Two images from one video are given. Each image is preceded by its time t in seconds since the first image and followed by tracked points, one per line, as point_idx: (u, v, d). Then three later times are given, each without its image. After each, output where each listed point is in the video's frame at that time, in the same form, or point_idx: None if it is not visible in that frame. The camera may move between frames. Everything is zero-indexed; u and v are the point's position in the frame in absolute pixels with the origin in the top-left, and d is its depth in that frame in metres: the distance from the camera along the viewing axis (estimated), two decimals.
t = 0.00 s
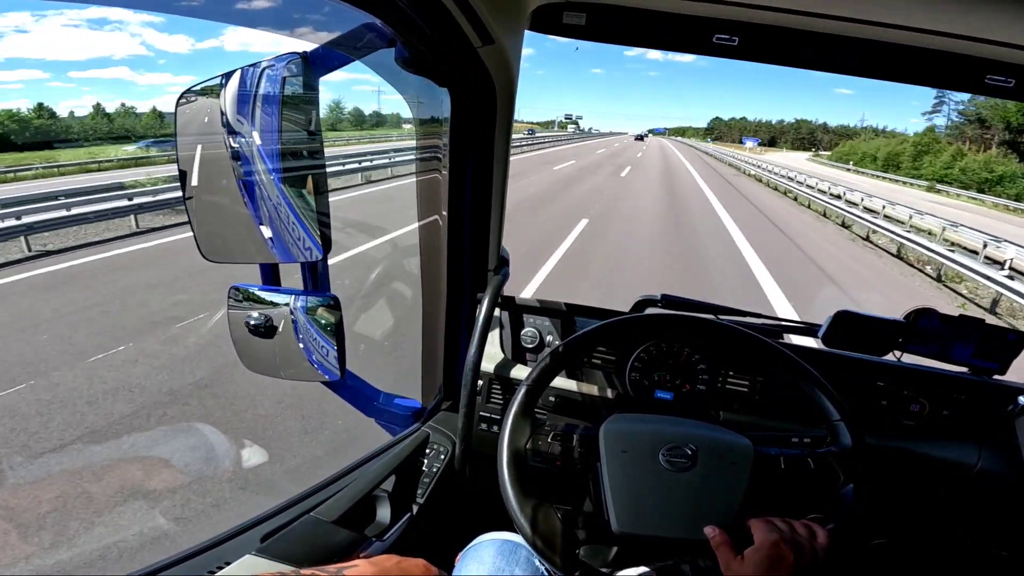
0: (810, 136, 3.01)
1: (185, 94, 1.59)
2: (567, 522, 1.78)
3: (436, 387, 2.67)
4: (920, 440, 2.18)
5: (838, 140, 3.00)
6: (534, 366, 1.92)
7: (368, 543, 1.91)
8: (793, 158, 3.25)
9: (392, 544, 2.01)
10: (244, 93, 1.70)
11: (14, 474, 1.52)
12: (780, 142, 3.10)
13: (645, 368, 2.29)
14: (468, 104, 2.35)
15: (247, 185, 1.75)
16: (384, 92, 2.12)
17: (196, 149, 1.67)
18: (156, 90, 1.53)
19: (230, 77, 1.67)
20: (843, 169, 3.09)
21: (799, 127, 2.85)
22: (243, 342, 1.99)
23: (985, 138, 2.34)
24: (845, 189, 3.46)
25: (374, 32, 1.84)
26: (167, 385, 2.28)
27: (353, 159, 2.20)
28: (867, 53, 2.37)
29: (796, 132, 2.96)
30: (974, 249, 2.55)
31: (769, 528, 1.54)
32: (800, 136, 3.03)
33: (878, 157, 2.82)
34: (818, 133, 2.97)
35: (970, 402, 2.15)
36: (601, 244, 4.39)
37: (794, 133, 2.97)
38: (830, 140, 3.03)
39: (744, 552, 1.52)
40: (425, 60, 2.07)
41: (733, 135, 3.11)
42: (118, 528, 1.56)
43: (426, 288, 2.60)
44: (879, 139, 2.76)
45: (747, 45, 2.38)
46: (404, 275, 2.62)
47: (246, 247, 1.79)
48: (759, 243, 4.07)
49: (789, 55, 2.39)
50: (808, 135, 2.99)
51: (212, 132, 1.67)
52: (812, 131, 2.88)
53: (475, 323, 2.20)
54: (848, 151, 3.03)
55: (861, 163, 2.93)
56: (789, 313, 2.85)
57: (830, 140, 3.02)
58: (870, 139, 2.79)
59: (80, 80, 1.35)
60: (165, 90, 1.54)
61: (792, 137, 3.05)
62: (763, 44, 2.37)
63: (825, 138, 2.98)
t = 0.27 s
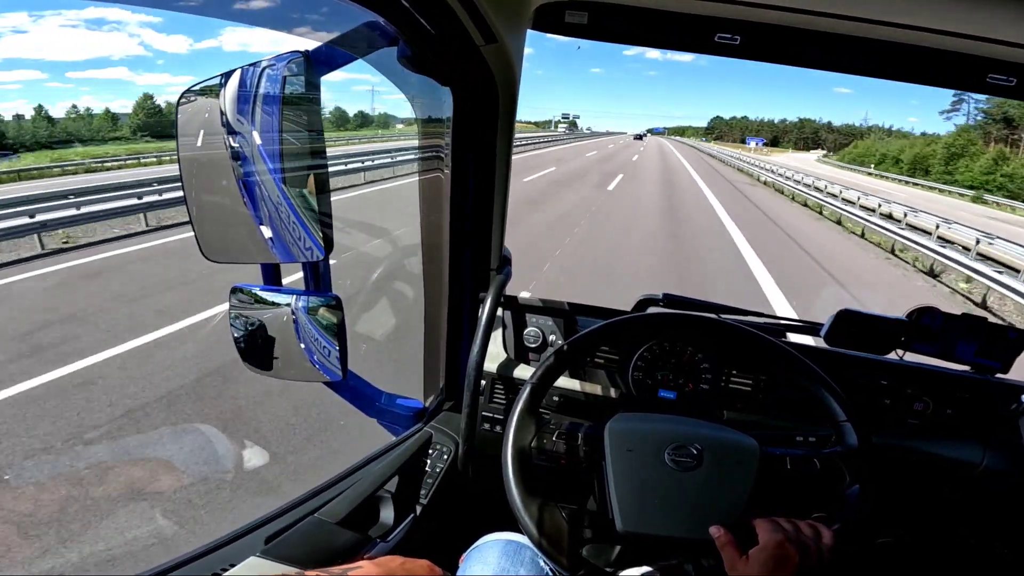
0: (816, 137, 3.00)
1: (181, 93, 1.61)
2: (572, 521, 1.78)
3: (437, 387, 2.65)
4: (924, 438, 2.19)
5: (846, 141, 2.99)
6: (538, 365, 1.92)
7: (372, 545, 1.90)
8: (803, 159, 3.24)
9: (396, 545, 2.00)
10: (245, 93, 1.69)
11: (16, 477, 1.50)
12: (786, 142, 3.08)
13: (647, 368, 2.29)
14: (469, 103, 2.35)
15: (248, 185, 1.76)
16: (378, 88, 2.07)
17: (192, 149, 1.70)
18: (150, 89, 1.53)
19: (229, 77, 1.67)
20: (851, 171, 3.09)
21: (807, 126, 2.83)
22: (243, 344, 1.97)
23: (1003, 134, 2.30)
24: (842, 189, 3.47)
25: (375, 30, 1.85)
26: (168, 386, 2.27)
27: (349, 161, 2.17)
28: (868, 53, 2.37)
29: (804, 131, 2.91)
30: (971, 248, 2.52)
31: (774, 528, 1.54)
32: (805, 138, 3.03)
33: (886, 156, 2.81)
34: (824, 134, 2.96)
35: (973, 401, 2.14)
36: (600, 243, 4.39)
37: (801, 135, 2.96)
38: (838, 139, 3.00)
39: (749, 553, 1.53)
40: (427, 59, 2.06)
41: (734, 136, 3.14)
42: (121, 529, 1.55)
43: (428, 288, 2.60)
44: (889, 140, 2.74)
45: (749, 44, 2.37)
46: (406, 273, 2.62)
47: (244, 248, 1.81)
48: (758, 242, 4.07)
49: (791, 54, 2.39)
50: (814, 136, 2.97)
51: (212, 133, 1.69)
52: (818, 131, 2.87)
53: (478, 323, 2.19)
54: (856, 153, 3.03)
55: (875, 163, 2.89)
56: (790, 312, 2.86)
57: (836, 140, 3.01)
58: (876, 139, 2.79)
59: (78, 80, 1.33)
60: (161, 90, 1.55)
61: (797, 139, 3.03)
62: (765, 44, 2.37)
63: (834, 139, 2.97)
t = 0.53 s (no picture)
0: (819, 139, 2.92)
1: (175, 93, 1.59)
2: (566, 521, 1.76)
3: (430, 386, 2.65)
4: (918, 437, 2.17)
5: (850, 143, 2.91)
6: (531, 364, 1.90)
7: (363, 545, 1.89)
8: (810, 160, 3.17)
9: (387, 545, 1.99)
10: (234, 92, 1.70)
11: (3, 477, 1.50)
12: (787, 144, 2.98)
13: (640, 367, 2.29)
14: (462, 101, 2.33)
15: (239, 185, 1.77)
16: (367, 87, 2.08)
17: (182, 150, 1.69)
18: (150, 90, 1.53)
19: (220, 76, 1.65)
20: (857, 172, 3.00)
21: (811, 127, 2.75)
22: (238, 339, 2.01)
23: None
24: (840, 187, 3.45)
25: (368, 28, 1.84)
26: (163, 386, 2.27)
27: (339, 161, 2.17)
28: (862, 52, 2.37)
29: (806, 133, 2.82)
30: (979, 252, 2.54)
31: (767, 528, 1.54)
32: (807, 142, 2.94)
33: (898, 157, 2.71)
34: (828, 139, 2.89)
35: (968, 399, 2.14)
36: (596, 242, 4.40)
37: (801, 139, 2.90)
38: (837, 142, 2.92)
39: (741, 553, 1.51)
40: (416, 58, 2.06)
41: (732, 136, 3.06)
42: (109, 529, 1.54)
43: (421, 288, 2.58)
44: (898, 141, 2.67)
45: (742, 42, 2.38)
46: (396, 273, 2.57)
47: (235, 248, 1.77)
48: (754, 242, 4.07)
49: (784, 53, 2.39)
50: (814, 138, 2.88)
51: (203, 132, 1.69)
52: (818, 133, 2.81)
53: (471, 322, 2.18)
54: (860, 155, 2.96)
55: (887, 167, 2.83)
56: (785, 310, 2.86)
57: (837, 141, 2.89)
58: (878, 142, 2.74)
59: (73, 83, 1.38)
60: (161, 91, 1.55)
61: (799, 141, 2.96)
62: (758, 43, 2.37)
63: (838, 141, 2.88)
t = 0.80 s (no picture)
0: (824, 139, 2.85)
1: (157, 94, 1.61)
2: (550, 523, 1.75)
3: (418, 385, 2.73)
4: (901, 436, 2.18)
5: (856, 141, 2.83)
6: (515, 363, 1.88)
7: (348, 545, 1.89)
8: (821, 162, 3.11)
9: (373, 545, 1.99)
10: (221, 92, 1.65)
11: None
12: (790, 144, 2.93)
13: (628, 365, 2.29)
14: (448, 100, 2.35)
15: (226, 187, 1.68)
16: (356, 88, 2.13)
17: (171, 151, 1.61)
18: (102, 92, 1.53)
19: (206, 76, 1.64)
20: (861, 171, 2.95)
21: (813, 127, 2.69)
22: (217, 345, 1.96)
23: None
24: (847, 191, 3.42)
25: (350, 31, 1.91)
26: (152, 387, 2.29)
27: (326, 164, 2.16)
28: (849, 49, 2.37)
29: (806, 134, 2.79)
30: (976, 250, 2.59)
31: (748, 527, 1.54)
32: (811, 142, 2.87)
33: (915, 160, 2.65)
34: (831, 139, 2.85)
35: (951, 396, 2.14)
36: (591, 241, 4.40)
37: (804, 139, 2.84)
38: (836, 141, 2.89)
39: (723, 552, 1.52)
40: (399, 59, 2.07)
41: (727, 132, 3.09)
42: (92, 530, 1.56)
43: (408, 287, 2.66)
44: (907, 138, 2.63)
45: (729, 41, 2.38)
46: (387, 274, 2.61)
47: (225, 248, 1.74)
48: (748, 239, 4.06)
49: (770, 51, 2.39)
50: (816, 138, 2.83)
51: (189, 133, 1.62)
52: (822, 132, 2.75)
53: (457, 322, 2.18)
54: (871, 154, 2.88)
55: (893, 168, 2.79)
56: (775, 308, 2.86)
57: (838, 140, 2.86)
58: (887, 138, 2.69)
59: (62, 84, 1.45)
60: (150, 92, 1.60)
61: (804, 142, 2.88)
62: (745, 41, 2.37)
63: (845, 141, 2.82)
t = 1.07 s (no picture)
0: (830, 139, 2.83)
1: (140, 95, 1.56)
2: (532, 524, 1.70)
3: (408, 385, 2.62)
4: (889, 432, 2.20)
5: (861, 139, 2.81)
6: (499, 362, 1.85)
7: (333, 545, 1.88)
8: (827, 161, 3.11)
9: (358, 545, 1.98)
10: (205, 92, 1.68)
11: None
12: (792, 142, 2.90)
13: (616, 364, 2.27)
14: (435, 101, 2.34)
15: (212, 186, 1.74)
16: (345, 87, 2.17)
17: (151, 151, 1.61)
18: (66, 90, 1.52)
19: (190, 76, 1.65)
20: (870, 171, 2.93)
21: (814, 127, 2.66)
22: (200, 346, 1.93)
23: None
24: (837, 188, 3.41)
25: (331, 31, 1.90)
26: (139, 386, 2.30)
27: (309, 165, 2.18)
28: (835, 45, 2.37)
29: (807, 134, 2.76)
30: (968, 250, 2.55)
31: (732, 528, 1.49)
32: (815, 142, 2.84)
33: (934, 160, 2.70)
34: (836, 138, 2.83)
35: (940, 393, 2.15)
36: (584, 240, 4.40)
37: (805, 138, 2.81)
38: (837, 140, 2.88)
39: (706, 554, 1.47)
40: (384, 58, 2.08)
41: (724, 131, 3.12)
42: (70, 531, 1.55)
43: (394, 287, 2.65)
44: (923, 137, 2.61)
45: (715, 36, 2.38)
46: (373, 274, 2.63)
47: (212, 248, 1.75)
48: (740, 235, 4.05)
49: (757, 46, 2.39)
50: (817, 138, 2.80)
51: (174, 137, 1.66)
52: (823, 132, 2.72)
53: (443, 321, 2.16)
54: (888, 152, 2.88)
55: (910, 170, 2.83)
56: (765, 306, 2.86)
57: (838, 139, 2.84)
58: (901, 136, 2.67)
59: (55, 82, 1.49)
60: (128, 91, 1.55)
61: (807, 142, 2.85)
62: (731, 36, 2.37)
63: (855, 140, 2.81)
